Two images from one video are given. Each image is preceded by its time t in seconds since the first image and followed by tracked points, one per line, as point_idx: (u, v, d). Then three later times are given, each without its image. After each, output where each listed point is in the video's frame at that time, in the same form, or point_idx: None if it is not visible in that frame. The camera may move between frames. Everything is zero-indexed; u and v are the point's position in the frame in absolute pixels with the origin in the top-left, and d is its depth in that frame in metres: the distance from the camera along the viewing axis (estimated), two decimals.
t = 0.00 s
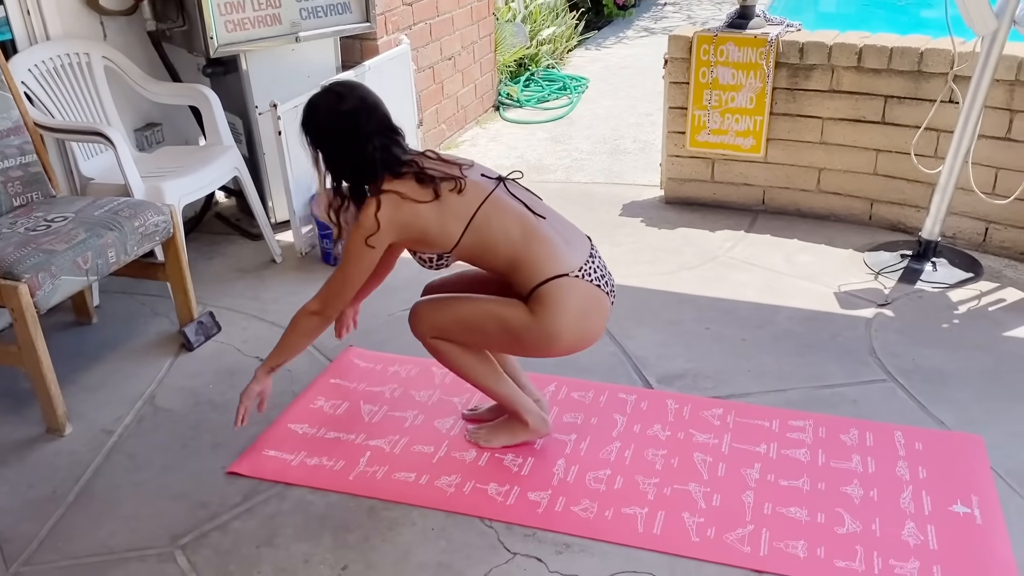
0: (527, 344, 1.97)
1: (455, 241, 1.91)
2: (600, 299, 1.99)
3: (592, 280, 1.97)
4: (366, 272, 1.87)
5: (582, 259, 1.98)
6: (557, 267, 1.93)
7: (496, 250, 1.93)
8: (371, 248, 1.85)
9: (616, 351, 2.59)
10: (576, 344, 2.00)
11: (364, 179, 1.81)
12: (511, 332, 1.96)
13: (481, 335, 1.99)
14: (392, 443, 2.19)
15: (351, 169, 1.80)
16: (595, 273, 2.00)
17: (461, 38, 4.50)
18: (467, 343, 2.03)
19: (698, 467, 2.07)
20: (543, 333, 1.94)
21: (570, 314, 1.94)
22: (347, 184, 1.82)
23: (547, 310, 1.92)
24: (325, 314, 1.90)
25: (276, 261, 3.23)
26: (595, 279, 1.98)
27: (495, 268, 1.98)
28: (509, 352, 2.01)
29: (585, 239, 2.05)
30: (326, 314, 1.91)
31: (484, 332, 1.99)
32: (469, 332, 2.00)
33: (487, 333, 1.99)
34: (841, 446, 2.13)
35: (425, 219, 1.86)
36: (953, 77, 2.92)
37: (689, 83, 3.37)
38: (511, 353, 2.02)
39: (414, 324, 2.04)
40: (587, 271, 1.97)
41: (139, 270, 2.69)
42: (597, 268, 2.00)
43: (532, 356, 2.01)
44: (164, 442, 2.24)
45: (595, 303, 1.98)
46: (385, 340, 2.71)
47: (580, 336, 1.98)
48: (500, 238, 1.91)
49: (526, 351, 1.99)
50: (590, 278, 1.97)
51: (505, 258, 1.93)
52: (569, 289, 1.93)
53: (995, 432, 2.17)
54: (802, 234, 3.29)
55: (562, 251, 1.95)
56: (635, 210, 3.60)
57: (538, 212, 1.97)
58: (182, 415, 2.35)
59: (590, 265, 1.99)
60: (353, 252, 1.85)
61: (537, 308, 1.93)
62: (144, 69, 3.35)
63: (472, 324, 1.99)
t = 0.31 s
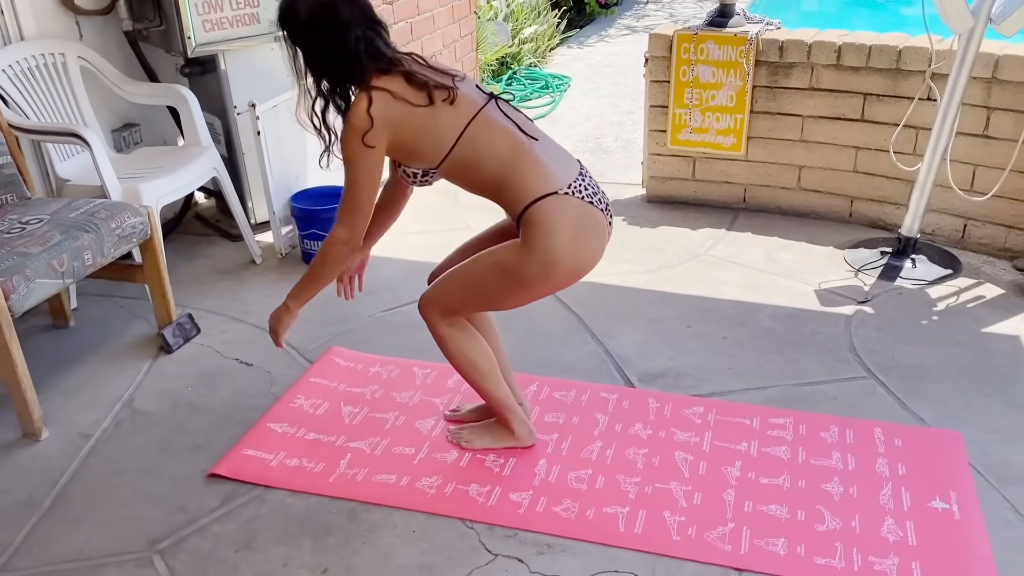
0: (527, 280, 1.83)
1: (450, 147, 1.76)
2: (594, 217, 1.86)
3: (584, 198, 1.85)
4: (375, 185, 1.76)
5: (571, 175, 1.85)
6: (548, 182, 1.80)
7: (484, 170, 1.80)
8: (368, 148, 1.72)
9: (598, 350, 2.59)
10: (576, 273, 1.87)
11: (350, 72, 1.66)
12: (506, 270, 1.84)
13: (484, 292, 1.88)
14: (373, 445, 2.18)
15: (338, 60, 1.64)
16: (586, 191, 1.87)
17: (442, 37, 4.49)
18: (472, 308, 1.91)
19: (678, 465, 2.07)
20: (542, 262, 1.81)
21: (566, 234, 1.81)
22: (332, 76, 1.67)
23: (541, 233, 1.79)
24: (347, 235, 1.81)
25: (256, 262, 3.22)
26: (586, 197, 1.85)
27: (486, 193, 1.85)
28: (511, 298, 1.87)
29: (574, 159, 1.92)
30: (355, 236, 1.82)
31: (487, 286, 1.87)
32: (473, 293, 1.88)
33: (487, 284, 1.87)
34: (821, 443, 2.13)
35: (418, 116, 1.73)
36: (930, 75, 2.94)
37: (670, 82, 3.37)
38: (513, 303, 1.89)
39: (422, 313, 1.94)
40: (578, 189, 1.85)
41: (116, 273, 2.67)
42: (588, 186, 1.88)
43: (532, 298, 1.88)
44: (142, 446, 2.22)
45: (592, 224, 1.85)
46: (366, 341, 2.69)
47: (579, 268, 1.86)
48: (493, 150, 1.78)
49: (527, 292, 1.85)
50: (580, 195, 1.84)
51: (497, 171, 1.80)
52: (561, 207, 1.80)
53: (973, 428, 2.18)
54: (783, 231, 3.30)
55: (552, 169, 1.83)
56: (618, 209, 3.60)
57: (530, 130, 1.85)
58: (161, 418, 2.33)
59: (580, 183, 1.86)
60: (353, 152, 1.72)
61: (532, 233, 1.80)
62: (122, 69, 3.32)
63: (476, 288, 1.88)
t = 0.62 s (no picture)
0: (485, 234, 1.77)
1: (429, 59, 1.68)
2: (543, 159, 1.78)
3: (535, 144, 1.77)
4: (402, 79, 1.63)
5: (521, 122, 1.77)
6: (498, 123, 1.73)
7: (439, 110, 1.73)
8: (373, 24, 1.58)
9: (578, 357, 2.59)
10: (529, 222, 1.79)
11: None
12: (464, 230, 1.79)
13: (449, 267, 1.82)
14: (350, 455, 2.17)
15: None
16: (539, 139, 1.80)
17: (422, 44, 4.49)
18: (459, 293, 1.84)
19: (657, 472, 2.07)
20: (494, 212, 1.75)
21: (516, 177, 1.74)
22: None
23: (488, 183, 1.73)
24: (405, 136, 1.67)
25: (234, 271, 3.20)
26: (538, 144, 1.78)
27: (440, 129, 1.78)
28: (472, 261, 1.80)
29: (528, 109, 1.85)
30: (416, 122, 1.67)
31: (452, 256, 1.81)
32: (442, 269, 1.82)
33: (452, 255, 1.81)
34: (799, 447, 2.14)
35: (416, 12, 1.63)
36: (904, 80, 2.97)
37: (647, 88, 3.39)
38: (486, 269, 1.82)
39: (418, 317, 1.89)
40: (528, 135, 1.77)
41: (91, 283, 2.64)
42: (540, 134, 1.81)
43: (495, 259, 1.81)
44: (117, 458, 2.20)
45: (544, 168, 1.78)
46: (345, 349, 2.68)
47: (530, 218, 1.78)
48: (461, 74, 1.70)
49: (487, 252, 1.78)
50: (531, 142, 1.77)
51: (460, 93, 1.71)
52: (510, 150, 1.73)
53: (949, 431, 2.19)
54: (761, 236, 3.32)
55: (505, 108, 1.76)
56: (598, 215, 3.61)
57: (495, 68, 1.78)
58: (136, 430, 2.31)
59: (531, 130, 1.79)
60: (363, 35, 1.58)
61: (482, 178, 1.73)
62: (97, 77, 3.29)
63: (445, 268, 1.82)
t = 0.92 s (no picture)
0: (435, 227, 1.76)
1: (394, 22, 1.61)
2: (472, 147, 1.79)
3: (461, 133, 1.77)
4: None
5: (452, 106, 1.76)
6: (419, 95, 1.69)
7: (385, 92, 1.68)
8: None
9: (555, 374, 2.58)
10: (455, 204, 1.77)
11: None
12: (413, 229, 1.76)
13: (408, 277, 1.81)
14: (325, 477, 2.15)
15: None
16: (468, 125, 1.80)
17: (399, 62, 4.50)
18: (434, 299, 1.83)
19: (634, 490, 2.07)
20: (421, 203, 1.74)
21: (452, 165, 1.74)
22: None
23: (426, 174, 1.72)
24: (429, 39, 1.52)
25: (209, 291, 3.17)
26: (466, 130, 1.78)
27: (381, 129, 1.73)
28: (418, 260, 1.79)
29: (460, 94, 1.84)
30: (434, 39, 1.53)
31: (406, 264, 1.80)
32: (406, 281, 1.82)
33: (405, 264, 1.80)
34: (775, 463, 2.15)
35: None
36: (875, 96, 3.00)
37: (622, 105, 3.41)
38: (441, 263, 1.80)
39: (417, 337, 1.88)
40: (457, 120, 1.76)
41: (62, 306, 2.61)
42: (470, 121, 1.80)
43: (444, 249, 1.79)
44: (87, 483, 2.16)
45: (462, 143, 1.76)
46: (320, 369, 2.66)
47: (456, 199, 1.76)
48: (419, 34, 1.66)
49: (430, 247, 1.77)
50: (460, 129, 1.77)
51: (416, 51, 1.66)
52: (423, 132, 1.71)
53: (923, 445, 2.21)
54: (737, 251, 3.34)
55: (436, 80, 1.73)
56: (575, 231, 3.62)
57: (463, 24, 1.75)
58: (107, 454, 2.28)
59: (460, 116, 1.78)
60: None
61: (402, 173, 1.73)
62: (69, 97, 3.27)
63: (407, 283, 1.82)
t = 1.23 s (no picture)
0: (412, 251, 1.74)
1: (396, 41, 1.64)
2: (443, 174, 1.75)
3: (433, 163, 1.73)
4: None
5: (423, 137, 1.72)
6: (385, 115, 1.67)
7: (367, 113, 1.67)
8: None
9: (541, 401, 2.57)
10: (423, 231, 1.73)
11: None
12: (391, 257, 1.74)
13: (395, 306, 1.81)
14: (310, 507, 2.13)
15: None
16: (440, 154, 1.76)
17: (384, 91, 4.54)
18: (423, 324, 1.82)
19: (622, 516, 2.06)
20: (391, 232, 1.72)
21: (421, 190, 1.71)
22: None
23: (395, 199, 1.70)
24: (448, 15, 1.50)
25: (194, 320, 3.16)
26: (438, 159, 1.74)
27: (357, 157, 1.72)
28: (400, 290, 1.78)
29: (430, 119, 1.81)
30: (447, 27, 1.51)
31: (391, 294, 1.80)
32: (395, 310, 1.81)
33: (390, 295, 1.80)
34: (762, 488, 2.15)
35: None
36: (855, 122, 3.04)
37: (606, 132, 3.44)
38: (422, 290, 1.78)
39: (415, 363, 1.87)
40: (428, 150, 1.72)
41: (46, 336, 2.59)
42: (443, 149, 1.77)
43: (422, 275, 1.77)
44: (70, 516, 2.14)
45: (431, 170, 1.72)
46: (305, 398, 2.64)
47: (425, 224, 1.73)
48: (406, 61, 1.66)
49: (408, 276, 1.76)
50: (432, 159, 1.73)
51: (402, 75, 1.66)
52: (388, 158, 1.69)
53: (908, 468, 2.21)
54: (721, 276, 3.36)
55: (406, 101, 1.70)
56: (560, 257, 3.63)
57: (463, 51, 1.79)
58: (90, 486, 2.25)
59: (433, 145, 1.74)
60: None
61: (372, 203, 1.72)
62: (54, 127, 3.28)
63: (396, 313, 1.82)
